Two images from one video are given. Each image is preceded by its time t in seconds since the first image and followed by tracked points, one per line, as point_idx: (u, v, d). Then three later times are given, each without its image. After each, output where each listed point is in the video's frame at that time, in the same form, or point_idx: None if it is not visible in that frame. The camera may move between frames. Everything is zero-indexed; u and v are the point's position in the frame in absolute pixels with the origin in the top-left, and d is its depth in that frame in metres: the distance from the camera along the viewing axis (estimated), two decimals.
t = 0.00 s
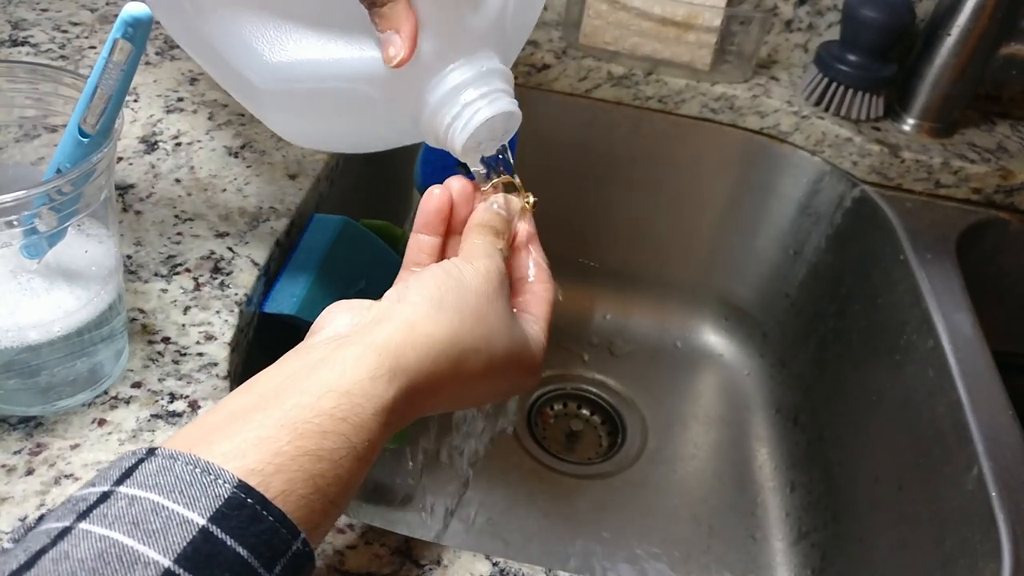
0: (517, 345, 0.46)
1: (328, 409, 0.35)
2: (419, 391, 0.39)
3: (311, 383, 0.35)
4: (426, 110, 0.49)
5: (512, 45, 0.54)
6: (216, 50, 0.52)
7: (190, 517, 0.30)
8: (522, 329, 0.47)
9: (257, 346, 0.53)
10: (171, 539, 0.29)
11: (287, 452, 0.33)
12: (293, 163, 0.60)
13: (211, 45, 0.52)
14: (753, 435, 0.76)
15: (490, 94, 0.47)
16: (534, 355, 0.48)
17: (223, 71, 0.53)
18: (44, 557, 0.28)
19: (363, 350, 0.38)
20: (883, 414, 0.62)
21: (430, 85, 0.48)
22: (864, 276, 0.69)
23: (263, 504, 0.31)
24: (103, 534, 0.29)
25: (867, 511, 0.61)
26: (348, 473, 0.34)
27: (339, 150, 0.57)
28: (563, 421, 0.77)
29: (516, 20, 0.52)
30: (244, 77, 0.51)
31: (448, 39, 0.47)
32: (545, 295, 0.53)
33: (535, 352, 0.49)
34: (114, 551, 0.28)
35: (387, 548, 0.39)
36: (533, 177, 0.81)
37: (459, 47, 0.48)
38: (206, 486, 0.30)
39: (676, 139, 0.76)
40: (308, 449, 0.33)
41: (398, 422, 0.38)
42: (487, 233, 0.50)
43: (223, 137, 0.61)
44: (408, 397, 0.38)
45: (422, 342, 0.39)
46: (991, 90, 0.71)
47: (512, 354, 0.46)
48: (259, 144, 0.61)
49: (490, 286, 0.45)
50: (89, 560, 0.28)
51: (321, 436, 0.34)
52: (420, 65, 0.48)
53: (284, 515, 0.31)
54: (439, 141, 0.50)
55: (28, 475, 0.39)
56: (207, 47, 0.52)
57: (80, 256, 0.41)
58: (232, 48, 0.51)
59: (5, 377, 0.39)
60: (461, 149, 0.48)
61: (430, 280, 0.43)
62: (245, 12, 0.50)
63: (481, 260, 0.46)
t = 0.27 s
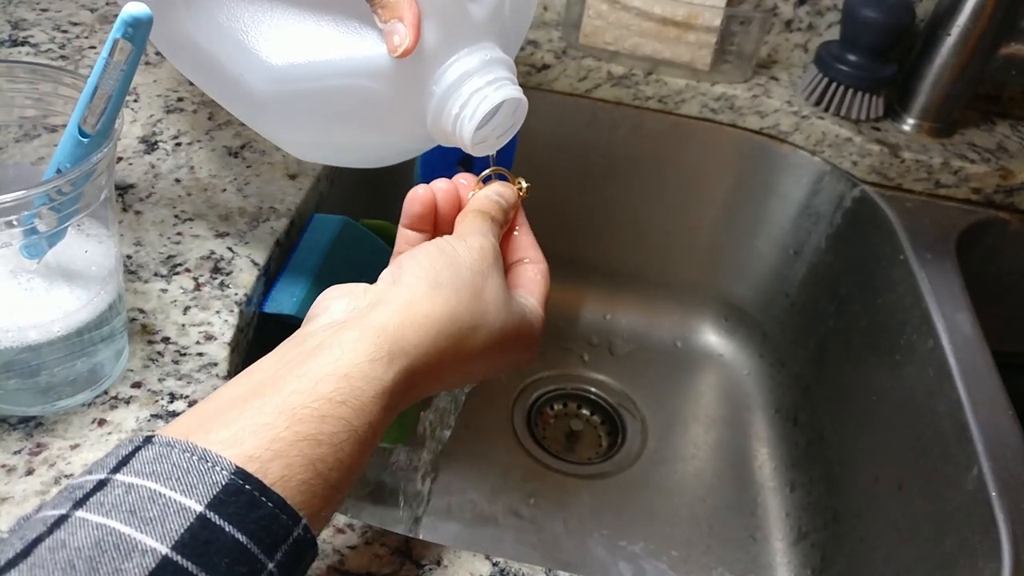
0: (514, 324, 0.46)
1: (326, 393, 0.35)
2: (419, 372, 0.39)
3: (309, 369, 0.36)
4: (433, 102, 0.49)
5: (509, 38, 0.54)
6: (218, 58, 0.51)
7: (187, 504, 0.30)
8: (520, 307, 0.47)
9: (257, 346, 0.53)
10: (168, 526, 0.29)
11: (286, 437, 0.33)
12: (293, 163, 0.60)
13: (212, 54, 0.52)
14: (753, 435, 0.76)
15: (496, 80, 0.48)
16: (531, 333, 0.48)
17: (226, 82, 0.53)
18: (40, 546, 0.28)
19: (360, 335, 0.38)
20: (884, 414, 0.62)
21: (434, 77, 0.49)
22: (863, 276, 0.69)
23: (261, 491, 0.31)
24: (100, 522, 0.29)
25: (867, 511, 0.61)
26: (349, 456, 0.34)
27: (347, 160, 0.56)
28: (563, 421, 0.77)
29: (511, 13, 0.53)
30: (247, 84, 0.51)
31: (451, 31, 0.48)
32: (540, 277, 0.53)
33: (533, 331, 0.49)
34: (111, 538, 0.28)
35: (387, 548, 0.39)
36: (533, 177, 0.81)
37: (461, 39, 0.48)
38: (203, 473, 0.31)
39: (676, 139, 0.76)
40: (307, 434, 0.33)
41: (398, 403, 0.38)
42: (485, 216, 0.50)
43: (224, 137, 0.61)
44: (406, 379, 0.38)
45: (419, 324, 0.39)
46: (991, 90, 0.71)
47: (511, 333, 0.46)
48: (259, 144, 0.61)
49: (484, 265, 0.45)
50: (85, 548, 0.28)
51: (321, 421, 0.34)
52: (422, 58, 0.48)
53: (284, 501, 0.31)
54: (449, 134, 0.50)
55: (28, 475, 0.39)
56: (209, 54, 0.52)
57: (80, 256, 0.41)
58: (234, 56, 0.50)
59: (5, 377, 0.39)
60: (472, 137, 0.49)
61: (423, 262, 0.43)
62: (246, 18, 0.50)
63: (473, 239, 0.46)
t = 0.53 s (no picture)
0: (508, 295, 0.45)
1: (311, 381, 0.35)
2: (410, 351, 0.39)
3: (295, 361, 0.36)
4: (422, 93, 0.49)
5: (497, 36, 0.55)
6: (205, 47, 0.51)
7: (174, 497, 0.30)
8: (516, 278, 0.46)
9: (257, 346, 0.53)
10: (155, 519, 0.29)
11: (271, 427, 0.33)
12: (292, 162, 0.60)
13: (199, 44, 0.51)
14: (753, 435, 0.76)
15: (486, 71, 0.49)
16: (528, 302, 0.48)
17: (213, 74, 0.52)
18: (31, 545, 0.28)
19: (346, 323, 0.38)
20: (884, 414, 0.62)
21: (424, 68, 0.49)
22: (864, 276, 0.68)
23: (250, 482, 0.31)
24: (88, 519, 0.29)
25: (867, 511, 0.61)
26: (339, 440, 0.34)
27: (333, 154, 0.56)
28: (564, 421, 0.77)
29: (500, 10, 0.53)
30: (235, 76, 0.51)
31: (439, 23, 0.48)
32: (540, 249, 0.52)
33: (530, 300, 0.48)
34: (98, 534, 0.29)
35: (386, 549, 0.39)
36: (533, 177, 0.81)
37: (450, 31, 0.49)
38: (191, 465, 0.31)
39: (676, 138, 0.76)
40: (292, 421, 0.33)
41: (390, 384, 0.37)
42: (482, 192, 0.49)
43: (223, 137, 0.61)
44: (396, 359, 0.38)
45: (404, 305, 0.39)
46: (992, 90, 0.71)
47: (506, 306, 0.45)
48: (258, 143, 0.61)
49: (469, 240, 0.44)
50: (72, 545, 0.28)
51: (306, 408, 0.34)
52: (412, 49, 0.48)
53: (274, 492, 0.31)
54: (437, 123, 0.50)
55: (27, 475, 0.39)
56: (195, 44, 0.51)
57: (79, 256, 0.41)
58: (224, 46, 0.50)
59: (4, 377, 0.39)
60: (462, 129, 0.49)
61: (407, 245, 0.43)
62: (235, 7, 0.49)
63: (456, 211, 0.46)
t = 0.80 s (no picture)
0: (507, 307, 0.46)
1: (307, 389, 0.35)
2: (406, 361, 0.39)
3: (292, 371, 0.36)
4: (409, 105, 0.49)
5: (492, 42, 0.54)
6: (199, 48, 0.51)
7: (173, 504, 0.30)
8: (515, 288, 0.47)
9: (256, 346, 0.53)
10: (154, 526, 0.29)
11: (268, 433, 0.33)
12: (292, 162, 0.60)
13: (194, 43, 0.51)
14: (753, 435, 0.76)
15: (472, 90, 0.48)
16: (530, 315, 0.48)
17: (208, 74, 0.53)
18: (31, 551, 0.28)
19: (342, 335, 0.38)
20: (884, 414, 0.62)
21: (413, 81, 0.49)
22: (864, 276, 0.68)
23: (249, 489, 0.31)
24: (88, 525, 0.29)
25: (867, 511, 0.61)
26: (336, 447, 0.34)
27: (326, 154, 0.56)
28: (563, 421, 0.77)
29: (494, 18, 0.53)
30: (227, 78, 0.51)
31: (430, 35, 0.48)
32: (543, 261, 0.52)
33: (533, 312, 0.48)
34: (97, 540, 0.29)
35: (386, 549, 0.39)
36: (533, 177, 0.81)
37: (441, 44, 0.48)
38: (190, 473, 0.31)
39: (676, 138, 0.76)
40: (289, 428, 0.33)
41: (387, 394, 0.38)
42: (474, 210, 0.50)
43: (223, 137, 0.61)
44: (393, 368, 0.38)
45: (399, 316, 0.40)
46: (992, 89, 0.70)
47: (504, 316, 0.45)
48: (258, 143, 0.61)
49: (463, 252, 0.45)
50: (72, 550, 0.28)
51: (302, 415, 0.34)
52: (402, 59, 0.48)
53: (272, 499, 0.31)
54: (423, 137, 0.50)
55: (27, 475, 0.39)
56: (191, 44, 0.52)
57: (78, 256, 0.41)
58: (217, 47, 0.50)
59: (4, 378, 0.39)
60: (445, 143, 0.49)
61: (402, 260, 0.44)
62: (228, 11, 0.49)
63: (451, 226, 0.47)
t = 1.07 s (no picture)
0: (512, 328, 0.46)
1: (315, 409, 0.35)
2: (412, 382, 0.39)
3: (300, 387, 0.36)
4: (417, 106, 0.49)
5: (504, 40, 0.53)
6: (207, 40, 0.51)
7: (179, 522, 0.30)
8: (519, 310, 0.47)
9: (254, 346, 0.53)
10: (159, 545, 0.29)
11: (275, 453, 0.33)
12: (290, 161, 0.60)
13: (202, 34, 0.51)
14: (754, 435, 0.75)
15: (482, 92, 0.47)
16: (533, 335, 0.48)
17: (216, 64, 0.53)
18: (35, 566, 0.28)
19: (351, 352, 0.38)
20: (886, 415, 0.62)
21: (422, 82, 0.48)
22: (866, 276, 0.68)
23: (254, 508, 0.31)
24: (92, 542, 0.29)
25: (869, 512, 0.60)
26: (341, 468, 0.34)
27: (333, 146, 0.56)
28: (564, 422, 0.77)
29: (507, 17, 0.52)
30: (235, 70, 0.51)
31: (441, 37, 0.47)
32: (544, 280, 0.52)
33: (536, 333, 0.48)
34: (101, 558, 0.28)
35: (385, 551, 0.39)
36: (533, 177, 0.81)
37: (452, 44, 0.48)
38: (196, 491, 0.31)
39: (677, 138, 0.75)
40: (297, 448, 0.33)
41: (392, 415, 0.38)
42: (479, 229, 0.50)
43: (221, 136, 0.61)
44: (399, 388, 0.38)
45: (408, 335, 0.40)
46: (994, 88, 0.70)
47: (509, 337, 0.45)
48: (257, 142, 0.61)
49: (471, 270, 0.45)
50: (77, 567, 0.28)
51: (309, 435, 0.34)
52: (412, 60, 0.47)
53: (276, 518, 0.31)
54: (430, 136, 0.50)
55: (24, 476, 0.39)
56: (199, 34, 0.52)
57: (76, 255, 0.41)
58: (225, 40, 0.50)
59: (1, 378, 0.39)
60: (452, 145, 0.48)
61: (411, 276, 0.44)
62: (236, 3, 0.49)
63: (461, 245, 0.47)
